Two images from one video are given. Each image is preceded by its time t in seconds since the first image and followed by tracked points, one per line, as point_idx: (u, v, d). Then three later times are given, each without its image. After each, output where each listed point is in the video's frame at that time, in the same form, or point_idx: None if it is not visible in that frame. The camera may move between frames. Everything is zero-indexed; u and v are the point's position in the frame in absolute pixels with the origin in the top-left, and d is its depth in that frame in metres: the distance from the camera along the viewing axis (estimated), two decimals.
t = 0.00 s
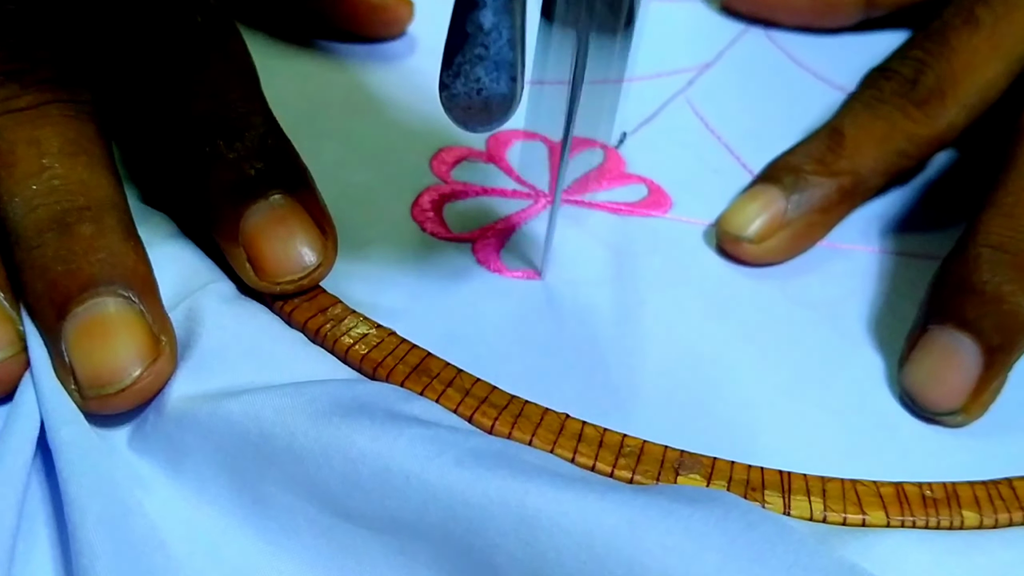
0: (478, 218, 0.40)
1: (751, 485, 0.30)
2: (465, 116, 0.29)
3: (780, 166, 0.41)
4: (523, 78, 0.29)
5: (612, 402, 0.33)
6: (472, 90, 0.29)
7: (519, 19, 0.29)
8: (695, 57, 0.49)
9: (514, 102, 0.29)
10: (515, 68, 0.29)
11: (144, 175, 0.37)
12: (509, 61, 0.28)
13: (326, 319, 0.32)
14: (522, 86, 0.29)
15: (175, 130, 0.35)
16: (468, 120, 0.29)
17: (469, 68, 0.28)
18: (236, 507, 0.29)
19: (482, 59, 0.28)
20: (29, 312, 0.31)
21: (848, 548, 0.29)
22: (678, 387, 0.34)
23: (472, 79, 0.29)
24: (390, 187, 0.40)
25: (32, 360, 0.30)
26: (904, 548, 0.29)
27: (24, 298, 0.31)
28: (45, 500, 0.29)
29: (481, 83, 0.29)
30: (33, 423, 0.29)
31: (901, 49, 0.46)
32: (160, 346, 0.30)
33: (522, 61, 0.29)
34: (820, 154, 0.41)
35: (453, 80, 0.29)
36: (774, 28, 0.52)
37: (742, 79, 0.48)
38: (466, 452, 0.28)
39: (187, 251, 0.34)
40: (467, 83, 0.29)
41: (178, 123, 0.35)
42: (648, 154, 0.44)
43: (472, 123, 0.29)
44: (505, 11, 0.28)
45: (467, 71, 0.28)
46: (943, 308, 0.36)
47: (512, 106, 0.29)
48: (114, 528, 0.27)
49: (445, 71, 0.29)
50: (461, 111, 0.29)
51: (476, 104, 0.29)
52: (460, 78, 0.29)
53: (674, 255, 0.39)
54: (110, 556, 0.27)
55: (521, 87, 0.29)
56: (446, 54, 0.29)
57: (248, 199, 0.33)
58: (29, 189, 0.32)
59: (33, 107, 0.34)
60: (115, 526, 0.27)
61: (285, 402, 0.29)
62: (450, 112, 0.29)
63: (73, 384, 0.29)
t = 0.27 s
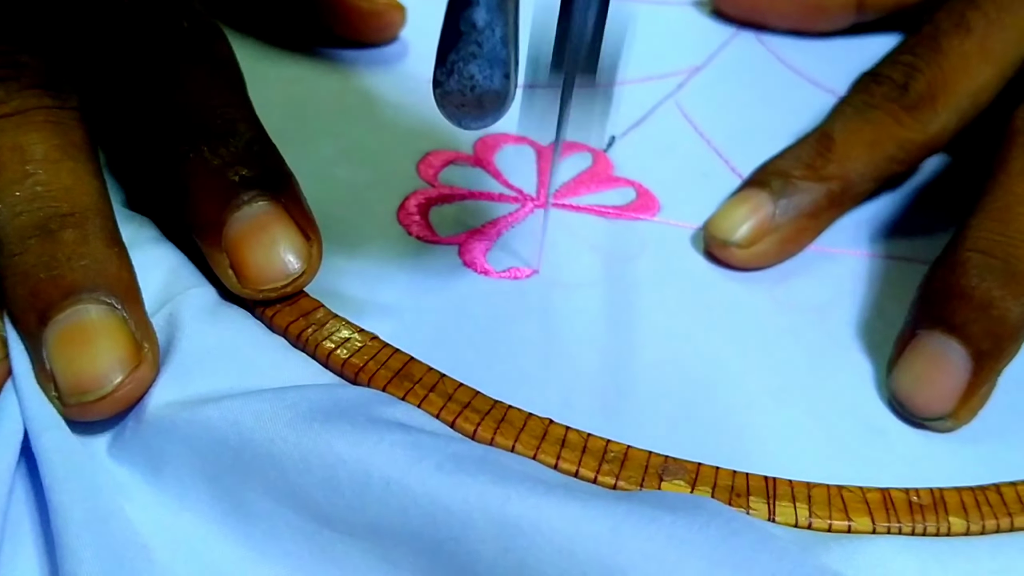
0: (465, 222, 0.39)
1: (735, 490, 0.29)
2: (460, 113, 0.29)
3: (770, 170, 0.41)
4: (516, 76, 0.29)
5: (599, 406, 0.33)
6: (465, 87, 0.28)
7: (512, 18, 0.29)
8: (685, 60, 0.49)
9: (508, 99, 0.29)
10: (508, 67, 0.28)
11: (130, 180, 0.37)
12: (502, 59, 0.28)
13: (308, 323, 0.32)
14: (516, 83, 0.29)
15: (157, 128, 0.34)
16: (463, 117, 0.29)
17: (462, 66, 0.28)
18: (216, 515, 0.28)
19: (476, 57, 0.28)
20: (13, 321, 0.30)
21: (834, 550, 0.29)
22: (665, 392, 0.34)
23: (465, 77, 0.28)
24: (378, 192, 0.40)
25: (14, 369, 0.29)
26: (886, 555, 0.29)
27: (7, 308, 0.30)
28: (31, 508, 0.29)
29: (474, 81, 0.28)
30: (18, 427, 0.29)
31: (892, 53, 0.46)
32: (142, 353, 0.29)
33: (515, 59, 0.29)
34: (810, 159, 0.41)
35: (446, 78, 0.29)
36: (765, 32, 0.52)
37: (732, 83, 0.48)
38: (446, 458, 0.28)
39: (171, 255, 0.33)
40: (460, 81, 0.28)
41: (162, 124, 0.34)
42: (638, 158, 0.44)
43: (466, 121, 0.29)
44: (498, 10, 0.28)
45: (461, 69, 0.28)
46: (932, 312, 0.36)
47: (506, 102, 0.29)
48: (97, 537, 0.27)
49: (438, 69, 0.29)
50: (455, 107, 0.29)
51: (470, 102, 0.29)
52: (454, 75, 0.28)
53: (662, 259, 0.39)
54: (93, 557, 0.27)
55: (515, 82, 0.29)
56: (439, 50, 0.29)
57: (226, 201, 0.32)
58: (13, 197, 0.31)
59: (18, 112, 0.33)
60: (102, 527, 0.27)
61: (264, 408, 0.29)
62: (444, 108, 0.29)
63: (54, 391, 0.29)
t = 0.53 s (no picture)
0: (456, 228, 0.39)
1: (729, 504, 0.29)
2: (454, 112, 0.29)
3: (763, 175, 0.41)
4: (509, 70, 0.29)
5: (593, 417, 0.32)
6: (460, 84, 0.28)
7: (505, 12, 0.28)
8: (677, 63, 0.49)
9: (501, 95, 0.29)
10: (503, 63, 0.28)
11: (118, 187, 0.36)
12: (498, 55, 0.28)
13: (297, 335, 0.32)
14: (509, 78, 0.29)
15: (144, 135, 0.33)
16: (458, 115, 0.29)
17: (457, 64, 0.28)
18: (204, 532, 0.28)
19: (470, 54, 0.28)
20: None
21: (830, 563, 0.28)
22: (659, 401, 0.33)
23: (460, 74, 0.28)
24: (369, 198, 0.39)
25: None
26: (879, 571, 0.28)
27: None
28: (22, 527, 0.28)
29: (469, 78, 0.28)
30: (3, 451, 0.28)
31: (886, 56, 0.45)
32: (130, 367, 0.29)
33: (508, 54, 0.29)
34: (804, 164, 0.41)
35: (440, 75, 0.28)
36: (757, 34, 0.51)
37: (726, 86, 0.48)
38: (436, 473, 0.27)
39: (158, 264, 0.33)
40: (455, 79, 0.28)
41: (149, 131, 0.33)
42: (630, 162, 0.43)
43: (460, 118, 0.29)
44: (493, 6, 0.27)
45: (455, 66, 0.28)
46: (928, 319, 0.35)
47: (500, 98, 0.29)
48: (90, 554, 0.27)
49: (431, 66, 0.28)
50: (450, 106, 0.29)
51: (465, 100, 0.29)
52: (448, 73, 0.28)
53: (656, 265, 0.39)
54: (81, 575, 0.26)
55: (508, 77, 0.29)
56: (431, 49, 0.28)
57: (213, 210, 0.31)
58: None
59: (5, 119, 0.33)
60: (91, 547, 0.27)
61: (252, 422, 0.28)
62: (438, 107, 0.29)
63: (41, 407, 0.28)
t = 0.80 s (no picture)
0: (453, 242, 0.39)
1: (730, 523, 0.29)
2: (457, 119, 0.29)
3: (762, 188, 0.40)
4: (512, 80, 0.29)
5: (593, 434, 0.32)
6: (463, 92, 0.28)
7: (508, 21, 0.28)
8: (676, 74, 0.48)
9: (505, 103, 0.29)
10: (506, 72, 0.28)
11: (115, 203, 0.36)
12: (500, 63, 0.28)
13: (293, 351, 0.31)
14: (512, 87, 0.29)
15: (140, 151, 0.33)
16: (462, 122, 0.29)
17: (459, 72, 0.28)
18: (201, 549, 0.28)
19: (472, 62, 0.28)
20: None
21: None
22: (659, 418, 0.33)
23: (462, 82, 0.28)
24: (366, 212, 0.39)
25: None
26: None
27: None
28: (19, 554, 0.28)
29: (471, 86, 0.28)
30: None
31: (886, 69, 0.45)
32: (124, 387, 0.29)
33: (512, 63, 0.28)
34: (804, 177, 0.40)
35: (442, 83, 0.28)
36: (756, 45, 0.51)
37: (725, 98, 0.48)
38: (435, 493, 0.27)
39: (155, 281, 0.33)
40: (457, 86, 0.28)
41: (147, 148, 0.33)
42: (629, 174, 0.43)
43: (464, 127, 0.29)
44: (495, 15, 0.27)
45: (457, 74, 0.28)
46: (930, 333, 0.35)
47: (503, 106, 0.29)
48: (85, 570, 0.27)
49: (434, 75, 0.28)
50: (452, 113, 0.29)
51: (466, 107, 0.28)
52: (450, 81, 0.28)
53: (655, 280, 0.38)
54: None
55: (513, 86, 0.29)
56: (435, 55, 0.28)
57: (211, 228, 0.31)
58: None
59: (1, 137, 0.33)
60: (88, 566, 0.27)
61: (249, 441, 0.28)
62: (441, 114, 0.29)
63: (34, 426, 0.28)
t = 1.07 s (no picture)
0: (449, 251, 0.38)
1: (729, 538, 0.28)
2: (455, 115, 0.29)
3: (761, 196, 0.40)
4: (509, 76, 0.29)
5: (590, 447, 0.32)
6: (459, 89, 0.29)
7: (506, 21, 0.29)
8: (673, 79, 0.48)
9: (500, 98, 0.29)
10: (502, 71, 0.29)
11: (106, 212, 0.35)
12: (496, 61, 0.28)
13: (286, 364, 0.31)
14: (508, 84, 0.29)
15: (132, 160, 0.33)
16: (459, 118, 0.30)
17: (456, 69, 0.28)
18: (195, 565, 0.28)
19: (469, 60, 0.28)
20: None
21: None
22: (656, 429, 0.33)
23: (459, 80, 0.29)
24: (362, 220, 0.39)
25: None
26: None
27: None
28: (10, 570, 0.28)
29: (467, 83, 0.29)
30: None
31: (886, 75, 0.45)
32: (116, 402, 0.28)
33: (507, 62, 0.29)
34: (803, 186, 0.40)
35: (440, 80, 0.29)
36: (754, 50, 0.51)
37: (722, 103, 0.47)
38: (430, 510, 0.27)
39: (147, 292, 0.32)
40: (454, 84, 0.29)
41: (138, 156, 0.33)
42: (626, 181, 0.43)
43: (460, 123, 0.30)
44: (492, 14, 0.28)
45: (454, 71, 0.28)
46: (930, 344, 0.35)
47: (499, 102, 0.29)
48: None
49: (432, 71, 0.29)
50: (449, 109, 0.29)
51: (464, 105, 0.29)
52: (448, 78, 0.29)
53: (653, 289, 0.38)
54: None
55: (508, 82, 0.29)
56: (433, 53, 0.29)
57: (204, 240, 0.31)
58: None
59: None
60: None
61: (242, 456, 0.28)
62: (438, 111, 0.29)
63: (25, 441, 0.27)
